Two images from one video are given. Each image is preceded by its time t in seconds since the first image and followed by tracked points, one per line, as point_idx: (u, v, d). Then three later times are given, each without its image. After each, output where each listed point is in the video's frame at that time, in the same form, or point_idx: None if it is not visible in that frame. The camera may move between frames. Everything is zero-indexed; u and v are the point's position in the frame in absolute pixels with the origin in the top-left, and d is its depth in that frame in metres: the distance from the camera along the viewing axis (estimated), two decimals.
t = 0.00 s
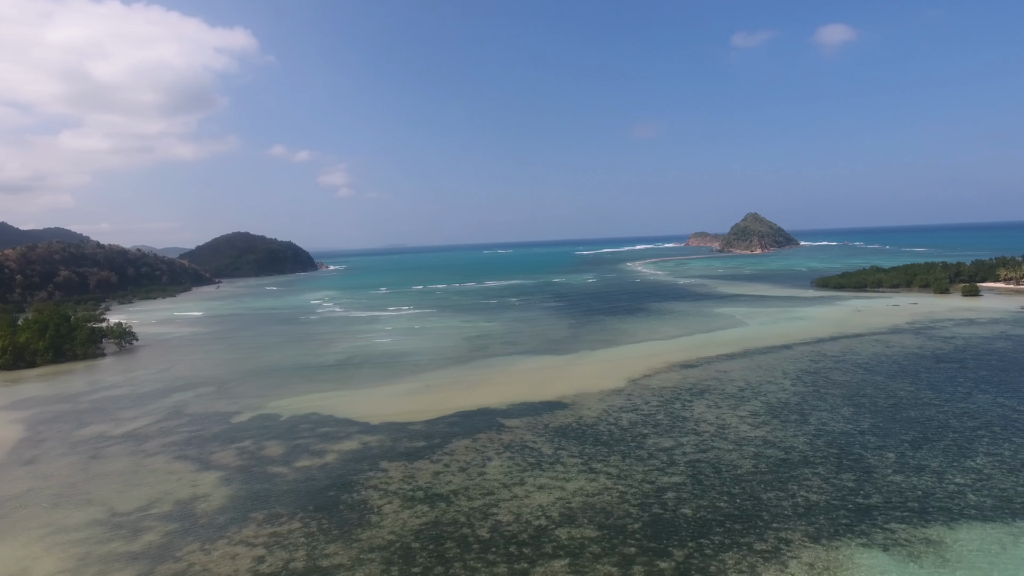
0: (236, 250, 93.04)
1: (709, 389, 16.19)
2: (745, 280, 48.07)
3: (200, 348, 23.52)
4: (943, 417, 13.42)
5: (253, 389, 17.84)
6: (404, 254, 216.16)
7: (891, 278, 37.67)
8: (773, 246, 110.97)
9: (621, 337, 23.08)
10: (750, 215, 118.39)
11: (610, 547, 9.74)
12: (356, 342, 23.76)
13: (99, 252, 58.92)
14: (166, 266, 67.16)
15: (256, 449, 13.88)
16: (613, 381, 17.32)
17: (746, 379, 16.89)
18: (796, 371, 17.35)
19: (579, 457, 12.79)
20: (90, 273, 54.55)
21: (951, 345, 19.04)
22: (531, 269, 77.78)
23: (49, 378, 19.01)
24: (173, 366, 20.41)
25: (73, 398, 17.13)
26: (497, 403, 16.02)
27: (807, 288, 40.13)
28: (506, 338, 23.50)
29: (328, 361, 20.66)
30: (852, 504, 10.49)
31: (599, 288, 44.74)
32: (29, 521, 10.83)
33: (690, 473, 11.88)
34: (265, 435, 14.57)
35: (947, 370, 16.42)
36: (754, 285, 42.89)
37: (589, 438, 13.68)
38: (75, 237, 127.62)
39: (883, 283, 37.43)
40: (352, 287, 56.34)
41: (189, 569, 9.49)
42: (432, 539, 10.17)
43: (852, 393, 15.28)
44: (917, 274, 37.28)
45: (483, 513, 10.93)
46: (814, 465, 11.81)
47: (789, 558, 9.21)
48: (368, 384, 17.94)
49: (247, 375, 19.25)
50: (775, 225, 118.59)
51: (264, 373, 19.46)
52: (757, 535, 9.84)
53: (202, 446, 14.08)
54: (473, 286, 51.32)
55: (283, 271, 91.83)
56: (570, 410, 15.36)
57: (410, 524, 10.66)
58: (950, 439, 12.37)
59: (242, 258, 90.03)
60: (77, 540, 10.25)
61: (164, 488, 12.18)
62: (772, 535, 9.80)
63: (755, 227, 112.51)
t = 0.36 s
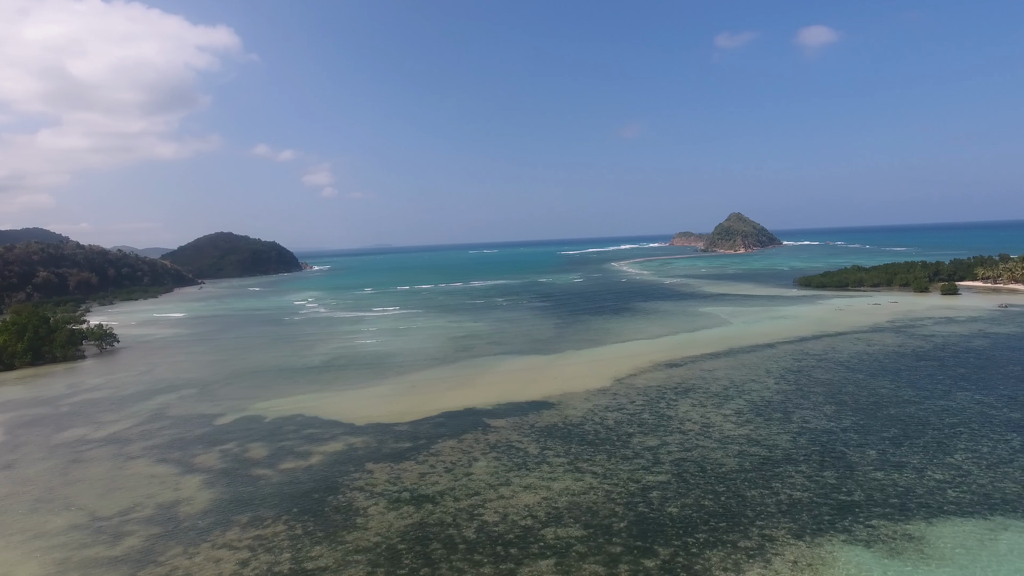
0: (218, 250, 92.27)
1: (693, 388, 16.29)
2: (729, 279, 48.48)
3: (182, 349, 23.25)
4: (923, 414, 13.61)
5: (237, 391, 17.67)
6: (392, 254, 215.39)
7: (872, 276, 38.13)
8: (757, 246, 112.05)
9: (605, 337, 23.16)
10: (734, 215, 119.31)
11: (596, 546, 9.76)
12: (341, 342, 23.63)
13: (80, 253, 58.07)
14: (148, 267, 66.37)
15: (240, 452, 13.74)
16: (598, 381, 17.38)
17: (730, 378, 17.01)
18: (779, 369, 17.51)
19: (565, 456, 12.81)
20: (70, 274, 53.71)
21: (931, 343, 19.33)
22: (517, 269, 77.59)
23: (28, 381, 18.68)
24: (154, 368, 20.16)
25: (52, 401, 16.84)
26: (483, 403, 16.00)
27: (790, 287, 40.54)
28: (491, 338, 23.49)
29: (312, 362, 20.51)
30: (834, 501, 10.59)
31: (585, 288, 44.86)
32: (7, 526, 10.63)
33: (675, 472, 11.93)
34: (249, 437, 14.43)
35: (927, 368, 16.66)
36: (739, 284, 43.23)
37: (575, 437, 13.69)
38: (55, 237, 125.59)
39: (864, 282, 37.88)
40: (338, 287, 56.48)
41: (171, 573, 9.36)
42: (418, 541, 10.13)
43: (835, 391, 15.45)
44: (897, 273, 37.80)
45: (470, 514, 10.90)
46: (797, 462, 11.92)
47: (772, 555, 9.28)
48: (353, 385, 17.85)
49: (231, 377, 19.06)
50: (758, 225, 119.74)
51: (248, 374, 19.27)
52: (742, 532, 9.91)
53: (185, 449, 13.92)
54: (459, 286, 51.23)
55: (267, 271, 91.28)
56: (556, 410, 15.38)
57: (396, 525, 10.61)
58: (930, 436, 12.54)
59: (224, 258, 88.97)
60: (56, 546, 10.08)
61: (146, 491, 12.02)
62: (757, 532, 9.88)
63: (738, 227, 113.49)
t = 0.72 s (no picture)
0: (201, 250, 91.20)
1: (678, 387, 16.39)
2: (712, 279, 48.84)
3: (164, 351, 22.95)
4: (903, 411, 13.81)
5: (220, 392, 17.49)
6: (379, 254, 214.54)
7: (852, 275, 38.60)
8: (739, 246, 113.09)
9: (590, 336, 23.22)
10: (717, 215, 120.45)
11: (581, 546, 9.78)
12: (325, 343, 23.47)
13: (58, 254, 57.11)
14: (129, 268, 65.49)
15: (223, 454, 13.60)
16: (583, 380, 17.43)
17: (714, 376, 17.13)
18: (762, 367, 17.67)
19: (550, 456, 12.82)
20: (48, 276, 52.85)
21: (910, 341, 19.62)
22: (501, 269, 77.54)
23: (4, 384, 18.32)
24: (135, 371, 19.87)
25: (29, 405, 16.53)
26: (468, 403, 15.98)
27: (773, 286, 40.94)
28: (476, 338, 23.47)
29: (297, 364, 20.35)
30: (816, 498, 10.69)
31: (568, 287, 44.92)
32: None
33: (660, 470, 11.98)
34: (232, 440, 14.28)
35: (907, 365, 16.91)
36: (723, 283, 43.56)
37: (560, 437, 13.70)
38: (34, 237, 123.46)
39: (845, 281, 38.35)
40: (323, 287, 56.47)
41: None
42: (404, 542, 10.07)
43: (816, 389, 15.61)
44: (877, 272, 38.34)
45: (455, 514, 10.87)
46: (779, 460, 12.03)
47: (755, 552, 9.35)
48: (337, 386, 17.73)
49: (214, 378, 18.86)
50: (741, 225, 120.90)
51: (231, 376, 19.07)
52: (725, 530, 9.97)
53: (167, 451, 13.74)
54: (445, 286, 51.14)
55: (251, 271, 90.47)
56: (541, 410, 15.38)
57: (381, 527, 10.55)
58: (909, 433, 12.72)
59: (207, 258, 88.11)
60: (34, 552, 9.89)
61: (127, 495, 11.85)
62: (740, 530, 9.95)
63: (721, 228, 114.44)
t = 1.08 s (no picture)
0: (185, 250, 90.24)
1: (663, 386, 16.46)
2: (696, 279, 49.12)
3: (146, 353, 22.69)
4: (884, 408, 13.98)
5: (203, 394, 17.31)
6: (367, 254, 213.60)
7: (834, 275, 38.99)
8: (723, 246, 114.04)
9: (574, 336, 23.26)
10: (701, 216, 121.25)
11: (567, 545, 9.79)
12: (310, 344, 23.34)
13: (37, 255, 56.23)
14: (109, 268, 64.64)
15: (206, 457, 13.45)
16: (569, 379, 17.46)
17: (699, 375, 17.22)
18: (746, 366, 17.81)
19: (536, 456, 12.82)
20: (27, 277, 52.04)
21: (891, 339, 19.88)
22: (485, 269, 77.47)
23: None
24: (116, 373, 19.61)
25: (8, 408, 16.25)
26: (454, 404, 15.96)
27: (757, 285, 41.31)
28: (461, 339, 23.44)
29: (282, 365, 20.19)
30: (799, 495, 10.79)
31: (553, 288, 44.93)
32: None
33: (645, 469, 12.02)
34: (215, 442, 14.14)
35: (888, 363, 17.12)
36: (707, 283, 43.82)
37: (546, 437, 13.70)
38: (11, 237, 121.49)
39: (827, 280, 38.74)
40: (311, 287, 56.68)
41: None
42: (390, 543, 10.03)
43: (799, 387, 15.76)
44: (858, 271, 38.80)
45: (441, 515, 10.84)
46: (763, 458, 12.12)
47: (739, 549, 9.41)
48: (322, 387, 17.63)
49: (198, 380, 18.68)
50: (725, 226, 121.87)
51: (215, 378, 18.89)
52: (710, 527, 10.03)
53: (149, 454, 13.58)
54: (431, 286, 51.03)
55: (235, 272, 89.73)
56: (527, 410, 15.39)
57: (367, 528, 10.49)
58: (890, 429, 12.88)
59: (189, 258, 87.06)
60: (12, 558, 9.73)
61: (108, 499, 11.69)
62: (724, 527, 10.00)
63: (705, 227, 115.15)
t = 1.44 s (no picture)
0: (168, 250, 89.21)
1: (649, 385, 16.53)
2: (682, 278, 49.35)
3: (129, 355, 22.42)
4: (867, 406, 14.14)
5: (188, 396, 17.14)
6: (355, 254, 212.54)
7: (818, 274, 39.37)
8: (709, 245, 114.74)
9: (560, 336, 23.29)
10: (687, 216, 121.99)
11: (554, 544, 9.80)
12: (296, 345, 23.19)
13: (17, 255, 55.36)
14: (91, 269, 63.78)
15: (190, 459, 13.32)
16: (555, 379, 17.49)
17: (684, 374, 17.31)
18: (732, 365, 17.94)
19: (523, 456, 12.82)
20: (6, 278, 51.20)
21: (873, 337, 20.11)
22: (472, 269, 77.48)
23: None
24: (99, 375, 19.36)
25: None
26: (440, 404, 15.92)
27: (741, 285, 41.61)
28: (447, 339, 23.40)
29: (267, 366, 20.04)
30: (784, 492, 10.88)
31: (538, 288, 44.95)
32: None
33: (632, 469, 12.06)
34: (200, 444, 14.01)
35: (871, 361, 17.33)
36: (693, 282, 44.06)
37: (533, 437, 13.71)
38: None
39: (811, 280, 39.10)
40: (299, 288, 57.03)
41: None
42: (377, 545, 9.99)
43: (784, 385, 15.89)
44: (841, 271, 39.22)
45: (428, 516, 10.81)
46: (748, 456, 12.21)
47: (725, 547, 9.47)
48: (308, 389, 17.52)
49: (182, 382, 18.49)
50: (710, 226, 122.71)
51: (199, 380, 18.71)
52: (696, 526, 10.08)
53: (132, 457, 13.42)
54: (418, 287, 50.87)
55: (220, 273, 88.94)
56: (514, 410, 15.38)
57: (353, 530, 10.44)
58: (873, 427, 13.03)
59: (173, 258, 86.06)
60: None
61: (91, 503, 11.54)
62: (710, 525, 10.07)
63: (691, 227, 115.83)
